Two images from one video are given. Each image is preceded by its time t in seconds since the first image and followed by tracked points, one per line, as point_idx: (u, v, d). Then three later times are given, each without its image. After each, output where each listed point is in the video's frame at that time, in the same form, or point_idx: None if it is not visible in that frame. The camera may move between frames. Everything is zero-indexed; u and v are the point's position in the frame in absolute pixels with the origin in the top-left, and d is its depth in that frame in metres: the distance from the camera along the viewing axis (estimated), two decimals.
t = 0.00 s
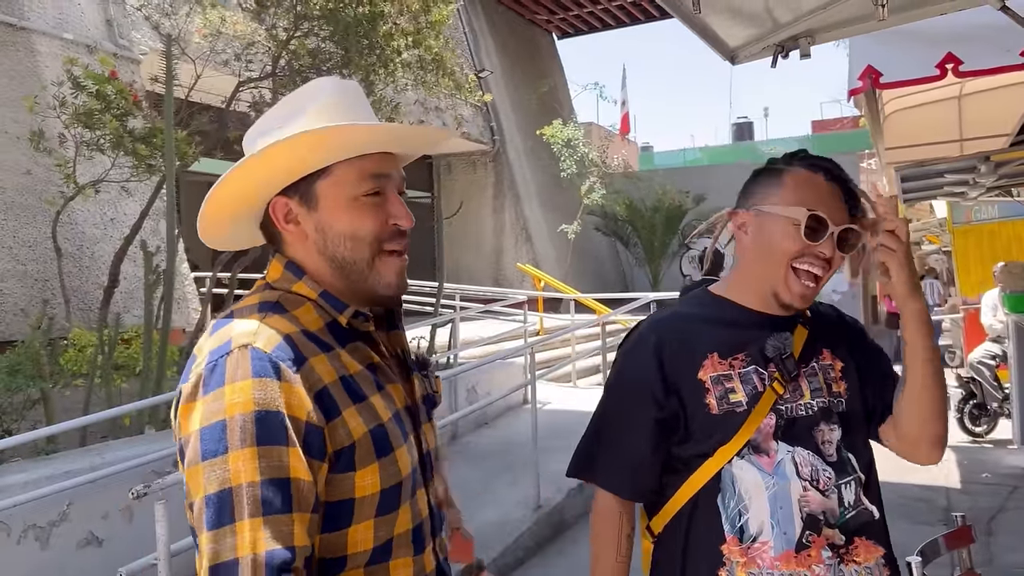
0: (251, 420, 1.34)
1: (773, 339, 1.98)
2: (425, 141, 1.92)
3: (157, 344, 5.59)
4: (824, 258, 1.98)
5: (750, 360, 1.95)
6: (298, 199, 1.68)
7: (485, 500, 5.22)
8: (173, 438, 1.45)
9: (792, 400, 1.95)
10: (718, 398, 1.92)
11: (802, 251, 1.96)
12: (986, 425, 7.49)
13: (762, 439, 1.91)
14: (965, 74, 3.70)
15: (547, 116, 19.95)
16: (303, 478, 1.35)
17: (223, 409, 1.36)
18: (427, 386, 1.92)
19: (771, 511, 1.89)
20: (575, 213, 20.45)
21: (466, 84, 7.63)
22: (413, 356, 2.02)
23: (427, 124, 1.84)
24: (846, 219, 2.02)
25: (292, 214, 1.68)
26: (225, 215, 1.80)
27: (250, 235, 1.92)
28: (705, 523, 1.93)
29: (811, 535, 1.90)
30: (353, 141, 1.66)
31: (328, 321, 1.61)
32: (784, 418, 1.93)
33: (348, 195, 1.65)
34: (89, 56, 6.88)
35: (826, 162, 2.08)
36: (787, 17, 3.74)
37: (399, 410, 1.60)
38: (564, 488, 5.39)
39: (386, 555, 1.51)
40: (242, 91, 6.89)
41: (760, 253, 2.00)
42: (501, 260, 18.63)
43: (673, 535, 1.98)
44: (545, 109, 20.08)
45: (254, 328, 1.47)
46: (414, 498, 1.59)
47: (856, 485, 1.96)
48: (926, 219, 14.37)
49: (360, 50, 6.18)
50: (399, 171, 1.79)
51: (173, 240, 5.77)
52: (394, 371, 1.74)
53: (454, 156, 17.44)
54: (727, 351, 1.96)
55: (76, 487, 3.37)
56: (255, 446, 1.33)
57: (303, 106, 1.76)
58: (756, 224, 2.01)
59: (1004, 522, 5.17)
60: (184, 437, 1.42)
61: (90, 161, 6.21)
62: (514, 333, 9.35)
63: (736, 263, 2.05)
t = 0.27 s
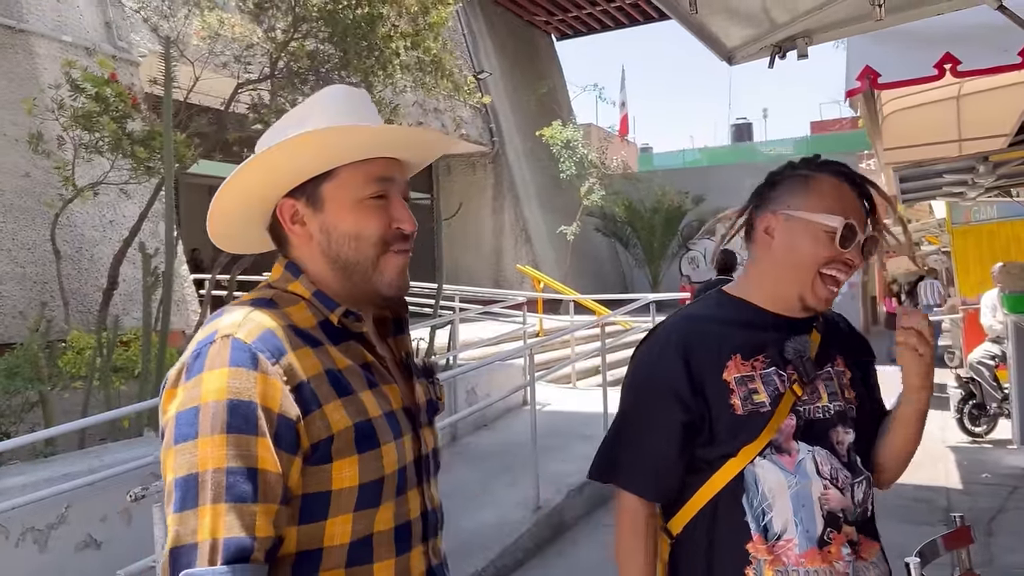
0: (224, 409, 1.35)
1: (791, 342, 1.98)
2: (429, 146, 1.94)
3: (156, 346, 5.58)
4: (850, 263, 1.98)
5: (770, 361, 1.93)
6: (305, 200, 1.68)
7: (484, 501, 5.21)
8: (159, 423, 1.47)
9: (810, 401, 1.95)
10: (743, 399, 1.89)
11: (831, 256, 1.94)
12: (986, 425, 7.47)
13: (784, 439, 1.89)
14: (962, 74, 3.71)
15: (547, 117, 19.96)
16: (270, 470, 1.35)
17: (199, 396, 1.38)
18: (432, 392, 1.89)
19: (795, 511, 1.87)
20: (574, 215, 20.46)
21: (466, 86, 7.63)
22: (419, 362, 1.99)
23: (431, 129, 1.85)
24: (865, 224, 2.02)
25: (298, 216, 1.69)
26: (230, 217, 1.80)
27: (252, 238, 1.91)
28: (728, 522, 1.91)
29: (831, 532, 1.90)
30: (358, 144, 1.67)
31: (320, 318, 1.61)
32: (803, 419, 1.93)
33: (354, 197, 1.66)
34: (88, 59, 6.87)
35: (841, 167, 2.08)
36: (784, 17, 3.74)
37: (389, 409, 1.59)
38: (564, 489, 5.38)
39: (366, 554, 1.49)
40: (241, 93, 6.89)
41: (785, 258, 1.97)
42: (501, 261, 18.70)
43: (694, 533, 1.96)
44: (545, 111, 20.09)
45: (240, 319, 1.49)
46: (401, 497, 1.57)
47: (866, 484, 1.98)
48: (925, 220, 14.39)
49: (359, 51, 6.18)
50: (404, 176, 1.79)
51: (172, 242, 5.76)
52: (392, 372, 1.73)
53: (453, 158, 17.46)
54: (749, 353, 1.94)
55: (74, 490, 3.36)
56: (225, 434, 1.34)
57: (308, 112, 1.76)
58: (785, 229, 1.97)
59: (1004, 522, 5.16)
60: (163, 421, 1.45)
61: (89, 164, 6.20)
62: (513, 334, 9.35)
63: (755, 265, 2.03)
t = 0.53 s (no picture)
0: (211, 393, 1.34)
1: (802, 344, 1.98)
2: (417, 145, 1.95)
3: (155, 348, 5.58)
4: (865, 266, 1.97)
5: (782, 363, 1.93)
6: (310, 199, 1.67)
7: (484, 503, 5.20)
8: (151, 400, 1.47)
9: (818, 403, 1.96)
10: (755, 401, 1.89)
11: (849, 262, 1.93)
12: (985, 425, 7.50)
13: (794, 439, 1.90)
14: (961, 74, 3.71)
15: (545, 118, 19.96)
16: (240, 461, 1.34)
17: (190, 378, 1.37)
18: (422, 393, 1.87)
19: (802, 509, 1.89)
20: (573, 215, 20.46)
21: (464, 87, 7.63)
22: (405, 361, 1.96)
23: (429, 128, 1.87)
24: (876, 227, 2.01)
25: (303, 214, 1.67)
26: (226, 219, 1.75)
27: (240, 241, 1.86)
28: (738, 520, 1.92)
29: (836, 531, 1.92)
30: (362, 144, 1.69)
31: (319, 314, 1.60)
32: (812, 420, 1.94)
33: (358, 195, 1.68)
34: (86, 61, 6.87)
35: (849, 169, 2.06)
36: (782, 17, 3.73)
37: (384, 408, 1.58)
38: (563, 490, 5.38)
39: (365, 554, 1.50)
40: (240, 94, 6.90)
41: (801, 262, 1.94)
42: (500, 261, 18.71)
43: (704, 532, 1.96)
44: (543, 112, 20.09)
45: (243, 310, 1.49)
46: (398, 495, 1.57)
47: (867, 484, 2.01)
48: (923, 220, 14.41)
49: (357, 52, 6.19)
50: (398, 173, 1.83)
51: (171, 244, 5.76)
52: (386, 373, 1.72)
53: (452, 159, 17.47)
54: (762, 354, 1.93)
55: (73, 492, 3.36)
56: (204, 415, 1.33)
57: (303, 113, 1.75)
58: (805, 235, 1.94)
59: (1004, 522, 5.16)
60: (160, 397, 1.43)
61: (87, 165, 6.20)
62: (512, 335, 9.35)
63: (768, 268, 2.00)
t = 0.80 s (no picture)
0: (186, 393, 1.34)
1: (802, 347, 1.97)
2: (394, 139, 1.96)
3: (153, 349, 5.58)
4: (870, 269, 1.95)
5: (779, 364, 1.94)
6: (292, 198, 1.67)
7: (482, 503, 5.20)
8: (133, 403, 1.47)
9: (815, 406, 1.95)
10: (747, 399, 1.90)
11: (850, 266, 1.92)
12: (983, 425, 7.51)
13: (783, 438, 1.91)
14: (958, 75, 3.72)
15: (544, 118, 19.97)
16: (209, 460, 1.33)
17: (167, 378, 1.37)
18: (411, 389, 1.86)
19: (787, 507, 1.88)
20: (571, 216, 20.47)
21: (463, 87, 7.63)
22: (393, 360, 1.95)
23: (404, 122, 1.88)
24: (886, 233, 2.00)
25: (285, 214, 1.68)
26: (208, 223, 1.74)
27: (220, 249, 1.85)
28: (723, 514, 1.92)
29: (820, 531, 1.90)
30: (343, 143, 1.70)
31: (300, 315, 1.60)
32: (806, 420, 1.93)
33: (341, 192, 1.68)
34: (84, 62, 6.87)
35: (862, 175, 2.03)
36: (779, 18, 3.73)
37: (371, 404, 1.58)
38: (562, 491, 5.39)
39: (364, 549, 1.50)
40: (238, 95, 6.90)
41: (802, 266, 1.94)
42: (498, 262, 18.72)
43: (689, 524, 1.97)
44: (542, 112, 20.09)
45: (222, 315, 1.50)
46: (395, 490, 1.57)
47: (861, 488, 1.98)
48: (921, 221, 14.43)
49: (355, 53, 6.19)
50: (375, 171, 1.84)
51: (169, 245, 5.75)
52: (373, 370, 1.71)
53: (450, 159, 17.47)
54: (759, 354, 1.94)
55: (72, 493, 3.35)
56: (174, 414, 1.32)
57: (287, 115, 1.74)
58: (806, 238, 1.94)
59: (1002, 523, 5.17)
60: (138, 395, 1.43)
61: (86, 166, 6.20)
62: (511, 336, 9.35)
63: (772, 268, 2.00)
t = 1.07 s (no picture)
0: (182, 421, 1.32)
1: (790, 348, 1.98)
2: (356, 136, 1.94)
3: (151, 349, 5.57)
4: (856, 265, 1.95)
5: (760, 361, 1.97)
6: (243, 208, 1.67)
7: (481, 504, 5.20)
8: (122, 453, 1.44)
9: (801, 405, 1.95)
10: (720, 390, 1.98)
11: (836, 259, 1.94)
12: (980, 425, 7.52)
13: (759, 436, 1.95)
14: (955, 76, 3.75)
15: (542, 119, 19.97)
16: (241, 474, 1.32)
17: (153, 417, 1.34)
18: (395, 391, 1.85)
19: (758, 504, 1.93)
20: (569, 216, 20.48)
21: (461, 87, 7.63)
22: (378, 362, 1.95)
23: (349, 111, 1.86)
24: (878, 230, 2.01)
25: (240, 224, 1.67)
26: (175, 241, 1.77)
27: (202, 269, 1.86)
28: (696, 502, 2.01)
29: (793, 531, 1.92)
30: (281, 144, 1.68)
31: (269, 325, 1.58)
32: (786, 420, 1.96)
33: (289, 191, 1.66)
34: (81, 62, 6.86)
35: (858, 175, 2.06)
36: (777, 18, 3.74)
37: (353, 405, 1.57)
38: (560, 491, 5.39)
39: (359, 551, 1.49)
40: (236, 95, 6.90)
41: (785, 259, 1.98)
42: (496, 262, 18.73)
43: (668, 505, 2.08)
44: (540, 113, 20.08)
45: (189, 334, 1.48)
46: (385, 489, 1.57)
47: (847, 493, 1.97)
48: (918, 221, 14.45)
49: (353, 53, 6.21)
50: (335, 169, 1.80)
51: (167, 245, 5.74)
52: (350, 372, 1.70)
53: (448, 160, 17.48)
54: (739, 348, 1.99)
55: (69, 494, 3.35)
56: (189, 447, 1.30)
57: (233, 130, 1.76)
58: (790, 235, 1.98)
59: (1000, 522, 5.18)
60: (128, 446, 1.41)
61: (84, 166, 6.20)
62: (509, 337, 9.36)
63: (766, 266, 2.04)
